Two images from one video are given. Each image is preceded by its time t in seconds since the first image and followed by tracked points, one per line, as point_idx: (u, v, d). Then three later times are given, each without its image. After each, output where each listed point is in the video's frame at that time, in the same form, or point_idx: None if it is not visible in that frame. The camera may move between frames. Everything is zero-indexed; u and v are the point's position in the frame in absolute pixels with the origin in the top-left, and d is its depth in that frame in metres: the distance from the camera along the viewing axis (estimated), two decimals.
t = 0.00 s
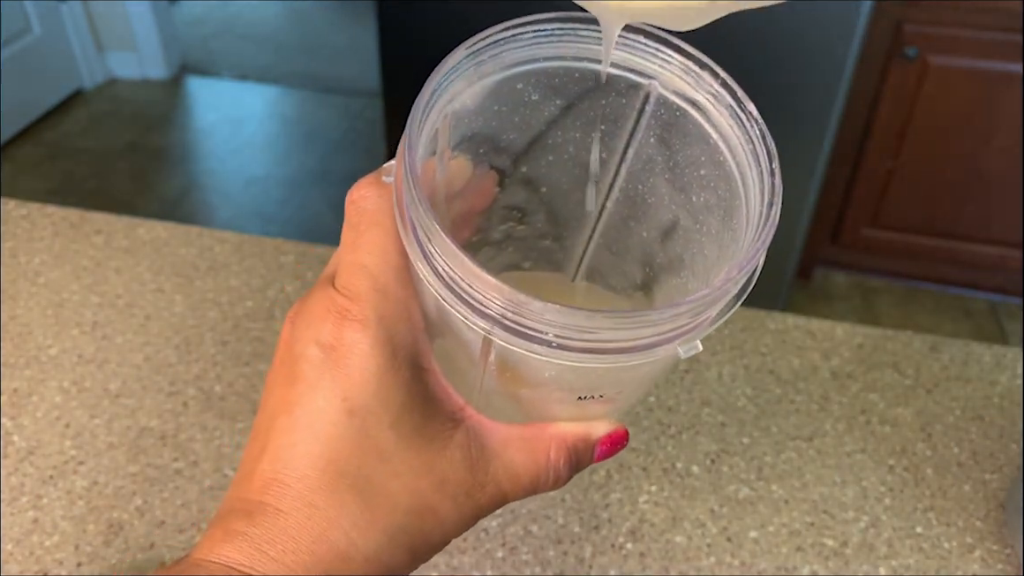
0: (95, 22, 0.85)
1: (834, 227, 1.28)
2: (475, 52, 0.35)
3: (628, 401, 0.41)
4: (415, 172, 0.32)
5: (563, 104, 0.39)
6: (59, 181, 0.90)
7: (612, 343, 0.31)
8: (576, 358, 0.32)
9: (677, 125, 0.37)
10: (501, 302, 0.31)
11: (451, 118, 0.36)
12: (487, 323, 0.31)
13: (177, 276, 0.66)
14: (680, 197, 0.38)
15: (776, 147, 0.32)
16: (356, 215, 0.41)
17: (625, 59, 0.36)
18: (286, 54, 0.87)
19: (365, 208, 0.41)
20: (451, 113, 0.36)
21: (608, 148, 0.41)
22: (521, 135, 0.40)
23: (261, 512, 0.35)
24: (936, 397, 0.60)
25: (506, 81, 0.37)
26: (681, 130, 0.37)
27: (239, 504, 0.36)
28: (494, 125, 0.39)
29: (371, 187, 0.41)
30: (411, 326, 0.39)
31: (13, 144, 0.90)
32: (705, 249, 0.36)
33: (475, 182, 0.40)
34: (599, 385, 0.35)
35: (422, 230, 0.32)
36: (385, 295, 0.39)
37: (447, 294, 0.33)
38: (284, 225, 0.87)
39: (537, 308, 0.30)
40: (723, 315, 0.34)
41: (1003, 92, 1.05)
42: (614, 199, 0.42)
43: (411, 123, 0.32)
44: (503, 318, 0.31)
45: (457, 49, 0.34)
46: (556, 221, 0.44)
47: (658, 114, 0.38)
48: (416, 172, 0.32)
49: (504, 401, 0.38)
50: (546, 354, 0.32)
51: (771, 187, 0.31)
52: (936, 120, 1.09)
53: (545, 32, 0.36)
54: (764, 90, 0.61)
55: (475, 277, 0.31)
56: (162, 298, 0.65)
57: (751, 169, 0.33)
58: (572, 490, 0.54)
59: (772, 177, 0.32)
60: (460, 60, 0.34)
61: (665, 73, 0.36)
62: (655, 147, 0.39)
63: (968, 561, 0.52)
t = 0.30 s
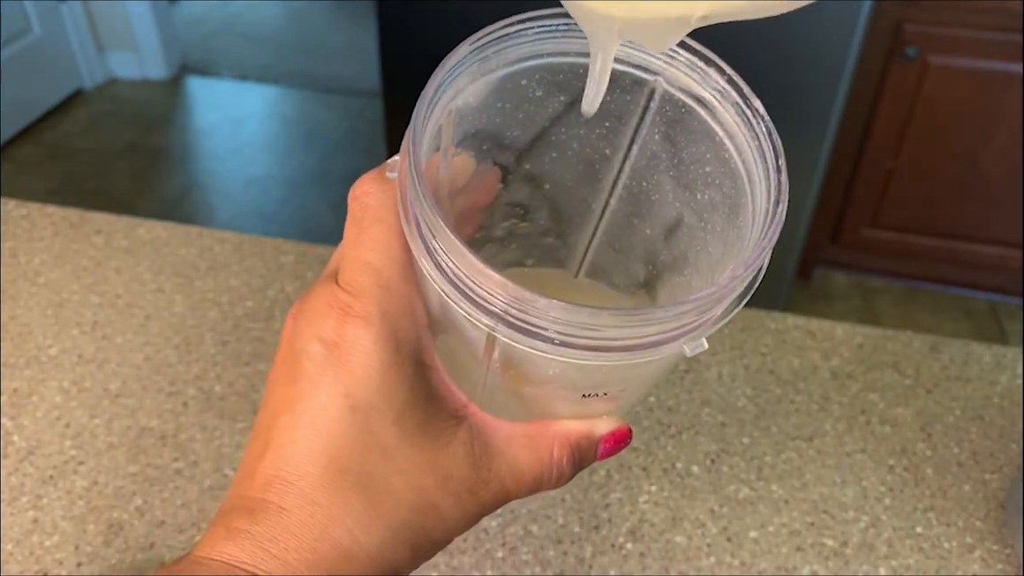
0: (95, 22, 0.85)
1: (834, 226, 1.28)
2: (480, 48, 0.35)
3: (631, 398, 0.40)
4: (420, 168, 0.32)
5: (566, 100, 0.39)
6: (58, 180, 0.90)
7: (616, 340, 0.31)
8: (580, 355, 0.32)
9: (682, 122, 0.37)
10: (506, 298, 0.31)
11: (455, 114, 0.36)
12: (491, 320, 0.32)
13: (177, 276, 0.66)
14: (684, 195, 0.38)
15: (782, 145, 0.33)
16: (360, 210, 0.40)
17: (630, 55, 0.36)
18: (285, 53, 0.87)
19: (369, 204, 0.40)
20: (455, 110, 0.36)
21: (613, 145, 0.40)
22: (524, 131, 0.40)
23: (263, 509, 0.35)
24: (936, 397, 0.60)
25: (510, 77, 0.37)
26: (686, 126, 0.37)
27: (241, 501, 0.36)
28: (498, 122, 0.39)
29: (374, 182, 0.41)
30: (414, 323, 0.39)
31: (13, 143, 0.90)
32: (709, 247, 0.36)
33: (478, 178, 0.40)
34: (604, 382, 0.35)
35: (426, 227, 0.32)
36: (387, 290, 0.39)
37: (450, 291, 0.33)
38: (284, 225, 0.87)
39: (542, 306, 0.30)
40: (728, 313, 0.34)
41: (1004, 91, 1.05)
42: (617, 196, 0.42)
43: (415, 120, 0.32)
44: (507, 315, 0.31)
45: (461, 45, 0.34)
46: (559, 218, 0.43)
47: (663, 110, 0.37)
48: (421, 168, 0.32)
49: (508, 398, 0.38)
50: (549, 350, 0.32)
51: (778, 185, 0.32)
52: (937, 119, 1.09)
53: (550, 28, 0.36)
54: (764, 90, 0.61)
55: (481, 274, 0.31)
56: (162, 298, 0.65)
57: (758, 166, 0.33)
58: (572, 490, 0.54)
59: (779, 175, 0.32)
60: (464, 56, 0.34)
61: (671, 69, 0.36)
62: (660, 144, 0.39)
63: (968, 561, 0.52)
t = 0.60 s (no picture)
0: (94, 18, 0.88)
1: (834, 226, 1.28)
2: (483, 44, 0.35)
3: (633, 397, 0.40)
4: (422, 165, 0.32)
5: (569, 97, 0.39)
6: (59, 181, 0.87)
7: (618, 339, 0.31)
8: (581, 353, 0.32)
9: (685, 119, 0.37)
10: (508, 295, 0.31)
11: (458, 110, 0.36)
12: (493, 316, 0.32)
13: (177, 276, 0.66)
14: (687, 193, 0.38)
15: (786, 142, 0.32)
16: (360, 208, 0.43)
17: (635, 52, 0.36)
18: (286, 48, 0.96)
19: (370, 199, 0.43)
20: (458, 106, 0.36)
21: (615, 142, 0.40)
22: (527, 129, 0.40)
23: (262, 506, 0.35)
24: (936, 397, 0.60)
25: (513, 73, 0.37)
26: (690, 124, 0.37)
27: (241, 498, 0.36)
28: (500, 119, 0.39)
29: (375, 179, 0.43)
30: (414, 320, 0.40)
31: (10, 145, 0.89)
32: (712, 246, 0.36)
33: (480, 176, 0.40)
34: (605, 381, 0.35)
35: (428, 223, 0.32)
36: (388, 286, 0.40)
37: (452, 287, 0.33)
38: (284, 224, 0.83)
39: (544, 301, 0.30)
40: (730, 312, 0.34)
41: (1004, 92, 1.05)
42: (619, 194, 0.42)
43: (416, 116, 0.32)
44: (509, 313, 0.31)
45: (466, 37, 0.34)
46: (561, 216, 0.43)
47: (666, 108, 0.37)
48: (423, 165, 0.32)
49: (507, 396, 0.38)
50: (551, 348, 0.32)
51: (782, 182, 0.31)
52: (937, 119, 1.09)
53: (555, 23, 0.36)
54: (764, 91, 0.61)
55: (483, 269, 0.31)
56: (162, 298, 0.65)
57: (762, 164, 0.33)
58: (572, 490, 0.54)
59: (783, 172, 0.32)
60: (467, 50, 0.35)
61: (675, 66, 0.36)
62: (663, 142, 0.39)
63: (968, 561, 0.52)
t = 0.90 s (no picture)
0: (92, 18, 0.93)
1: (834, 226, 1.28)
2: (488, 43, 0.35)
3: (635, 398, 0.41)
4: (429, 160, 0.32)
5: (574, 98, 0.40)
6: (60, 182, 0.90)
7: (623, 333, 0.31)
8: (587, 347, 0.32)
9: (689, 121, 0.37)
10: (515, 289, 0.30)
11: (464, 109, 0.36)
12: (499, 311, 0.32)
13: (177, 276, 0.66)
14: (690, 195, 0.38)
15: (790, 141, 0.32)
16: (366, 204, 0.42)
17: (638, 53, 0.37)
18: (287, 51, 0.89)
19: (375, 196, 0.42)
20: (464, 105, 0.36)
21: (618, 145, 0.41)
22: (532, 130, 0.41)
23: (264, 500, 0.36)
24: (936, 397, 0.60)
25: (517, 76, 0.38)
26: (694, 126, 0.37)
27: (243, 492, 0.37)
28: (505, 120, 0.39)
29: (381, 177, 0.43)
30: (418, 316, 0.39)
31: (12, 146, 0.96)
32: (714, 247, 0.36)
33: (484, 176, 0.40)
34: (610, 378, 0.35)
35: (435, 218, 0.32)
36: (392, 283, 0.40)
37: (457, 281, 0.33)
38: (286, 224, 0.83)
39: (549, 294, 0.30)
40: (735, 309, 0.34)
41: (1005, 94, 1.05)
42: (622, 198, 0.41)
43: (424, 112, 0.32)
44: (514, 307, 0.31)
45: (471, 37, 0.34)
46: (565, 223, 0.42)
47: (670, 109, 0.38)
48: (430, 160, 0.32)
49: (510, 394, 0.38)
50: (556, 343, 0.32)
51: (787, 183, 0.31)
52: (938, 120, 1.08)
53: (558, 24, 0.36)
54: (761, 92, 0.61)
55: (490, 263, 0.31)
56: (162, 298, 0.65)
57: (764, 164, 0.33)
58: (571, 490, 0.55)
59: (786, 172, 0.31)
60: (472, 49, 0.34)
61: (678, 68, 0.36)
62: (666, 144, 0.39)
63: (968, 561, 0.52)
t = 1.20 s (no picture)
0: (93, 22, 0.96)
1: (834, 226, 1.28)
2: (472, 41, 0.35)
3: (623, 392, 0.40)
4: (414, 154, 0.32)
5: (556, 96, 0.39)
6: (60, 180, 0.89)
7: (608, 324, 0.31)
8: (573, 340, 0.32)
9: (670, 116, 0.37)
10: (500, 280, 0.30)
11: (447, 106, 0.36)
12: (486, 303, 0.32)
13: (177, 276, 0.66)
14: (673, 191, 0.38)
15: (770, 134, 0.33)
16: (352, 201, 0.42)
17: (620, 49, 0.37)
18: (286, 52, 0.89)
19: (361, 194, 0.42)
20: (448, 102, 0.36)
21: (602, 144, 0.41)
22: (515, 129, 0.40)
23: (252, 496, 0.36)
24: (936, 397, 0.60)
25: (500, 73, 0.37)
26: (675, 121, 0.37)
27: (232, 488, 0.37)
28: (488, 118, 0.39)
29: (366, 174, 0.42)
30: (405, 313, 0.39)
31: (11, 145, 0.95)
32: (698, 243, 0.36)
33: (470, 175, 0.40)
34: (597, 372, 0.35)
35: (421, 212, 0.32)
36: (379, 278, 0.39)
37: (444, 276, 0.32)
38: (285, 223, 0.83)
39: (535, 285, 0.30)
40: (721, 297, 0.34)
41: (1005, 94, 1.05)
42: (607, 194, 0.41)
43: (409, 106, 0.32)
44: (500, 299, 0.31)
45: (455, 35, 0.34)
46: (549, 220, 0.44)
47: (652, 105, 0.38)
48: (415, 155, 0.32)
49: (497, 391, 0.38)
50: (542, 335, 0.32)
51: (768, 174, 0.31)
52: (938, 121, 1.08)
53: (541, 21, 0.36)
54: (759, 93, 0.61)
55: (476, 256, 0.30)
56: (162, 298, 0.65)
57: (746, 158, 0.33)
58: (572, 490, 0.55)
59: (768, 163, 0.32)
60: (456, 46, 0.34)
61: (659, 64, 0.36)
62: (648, 141, 0.39)
63: (968, 561, 0.52)
